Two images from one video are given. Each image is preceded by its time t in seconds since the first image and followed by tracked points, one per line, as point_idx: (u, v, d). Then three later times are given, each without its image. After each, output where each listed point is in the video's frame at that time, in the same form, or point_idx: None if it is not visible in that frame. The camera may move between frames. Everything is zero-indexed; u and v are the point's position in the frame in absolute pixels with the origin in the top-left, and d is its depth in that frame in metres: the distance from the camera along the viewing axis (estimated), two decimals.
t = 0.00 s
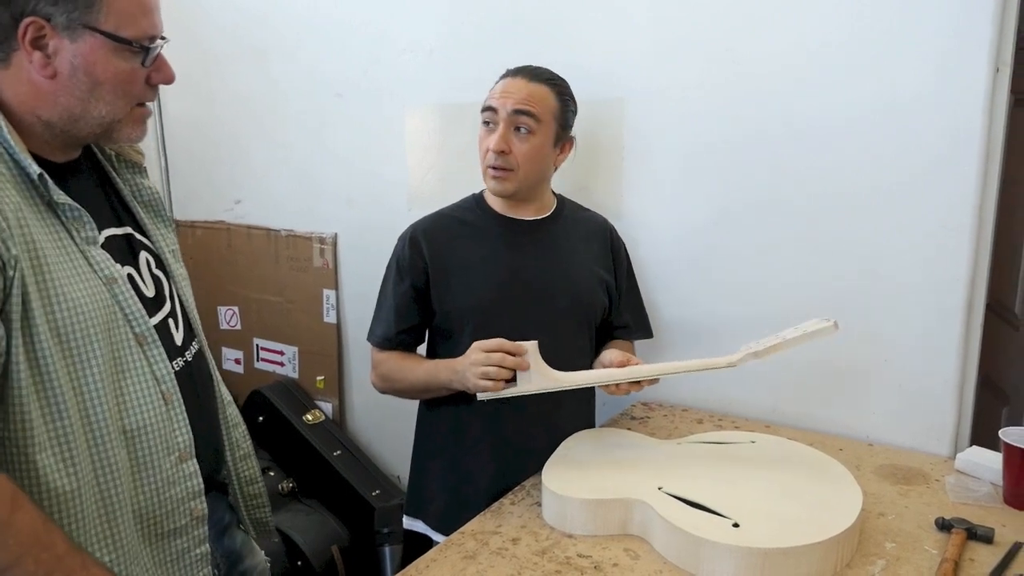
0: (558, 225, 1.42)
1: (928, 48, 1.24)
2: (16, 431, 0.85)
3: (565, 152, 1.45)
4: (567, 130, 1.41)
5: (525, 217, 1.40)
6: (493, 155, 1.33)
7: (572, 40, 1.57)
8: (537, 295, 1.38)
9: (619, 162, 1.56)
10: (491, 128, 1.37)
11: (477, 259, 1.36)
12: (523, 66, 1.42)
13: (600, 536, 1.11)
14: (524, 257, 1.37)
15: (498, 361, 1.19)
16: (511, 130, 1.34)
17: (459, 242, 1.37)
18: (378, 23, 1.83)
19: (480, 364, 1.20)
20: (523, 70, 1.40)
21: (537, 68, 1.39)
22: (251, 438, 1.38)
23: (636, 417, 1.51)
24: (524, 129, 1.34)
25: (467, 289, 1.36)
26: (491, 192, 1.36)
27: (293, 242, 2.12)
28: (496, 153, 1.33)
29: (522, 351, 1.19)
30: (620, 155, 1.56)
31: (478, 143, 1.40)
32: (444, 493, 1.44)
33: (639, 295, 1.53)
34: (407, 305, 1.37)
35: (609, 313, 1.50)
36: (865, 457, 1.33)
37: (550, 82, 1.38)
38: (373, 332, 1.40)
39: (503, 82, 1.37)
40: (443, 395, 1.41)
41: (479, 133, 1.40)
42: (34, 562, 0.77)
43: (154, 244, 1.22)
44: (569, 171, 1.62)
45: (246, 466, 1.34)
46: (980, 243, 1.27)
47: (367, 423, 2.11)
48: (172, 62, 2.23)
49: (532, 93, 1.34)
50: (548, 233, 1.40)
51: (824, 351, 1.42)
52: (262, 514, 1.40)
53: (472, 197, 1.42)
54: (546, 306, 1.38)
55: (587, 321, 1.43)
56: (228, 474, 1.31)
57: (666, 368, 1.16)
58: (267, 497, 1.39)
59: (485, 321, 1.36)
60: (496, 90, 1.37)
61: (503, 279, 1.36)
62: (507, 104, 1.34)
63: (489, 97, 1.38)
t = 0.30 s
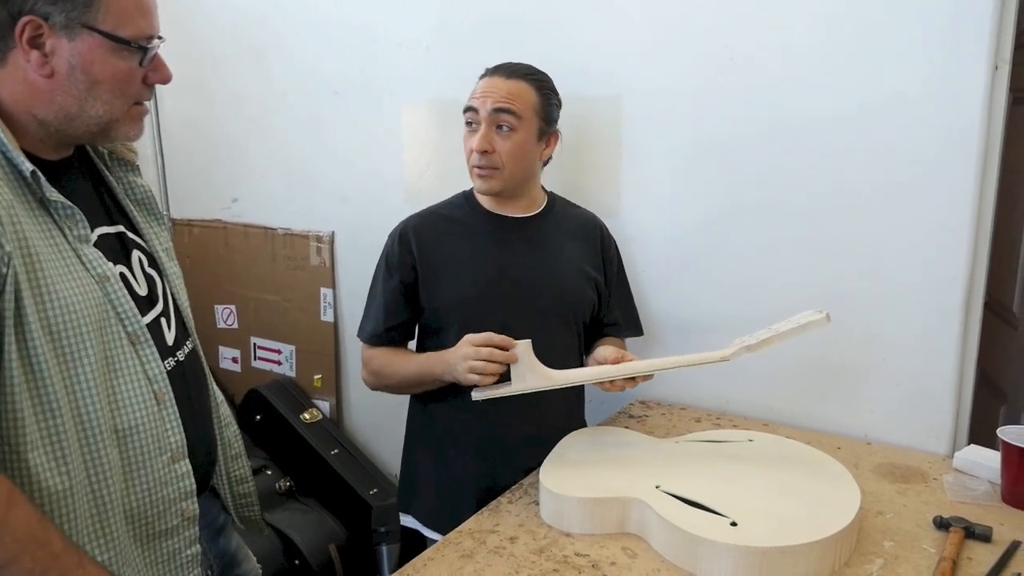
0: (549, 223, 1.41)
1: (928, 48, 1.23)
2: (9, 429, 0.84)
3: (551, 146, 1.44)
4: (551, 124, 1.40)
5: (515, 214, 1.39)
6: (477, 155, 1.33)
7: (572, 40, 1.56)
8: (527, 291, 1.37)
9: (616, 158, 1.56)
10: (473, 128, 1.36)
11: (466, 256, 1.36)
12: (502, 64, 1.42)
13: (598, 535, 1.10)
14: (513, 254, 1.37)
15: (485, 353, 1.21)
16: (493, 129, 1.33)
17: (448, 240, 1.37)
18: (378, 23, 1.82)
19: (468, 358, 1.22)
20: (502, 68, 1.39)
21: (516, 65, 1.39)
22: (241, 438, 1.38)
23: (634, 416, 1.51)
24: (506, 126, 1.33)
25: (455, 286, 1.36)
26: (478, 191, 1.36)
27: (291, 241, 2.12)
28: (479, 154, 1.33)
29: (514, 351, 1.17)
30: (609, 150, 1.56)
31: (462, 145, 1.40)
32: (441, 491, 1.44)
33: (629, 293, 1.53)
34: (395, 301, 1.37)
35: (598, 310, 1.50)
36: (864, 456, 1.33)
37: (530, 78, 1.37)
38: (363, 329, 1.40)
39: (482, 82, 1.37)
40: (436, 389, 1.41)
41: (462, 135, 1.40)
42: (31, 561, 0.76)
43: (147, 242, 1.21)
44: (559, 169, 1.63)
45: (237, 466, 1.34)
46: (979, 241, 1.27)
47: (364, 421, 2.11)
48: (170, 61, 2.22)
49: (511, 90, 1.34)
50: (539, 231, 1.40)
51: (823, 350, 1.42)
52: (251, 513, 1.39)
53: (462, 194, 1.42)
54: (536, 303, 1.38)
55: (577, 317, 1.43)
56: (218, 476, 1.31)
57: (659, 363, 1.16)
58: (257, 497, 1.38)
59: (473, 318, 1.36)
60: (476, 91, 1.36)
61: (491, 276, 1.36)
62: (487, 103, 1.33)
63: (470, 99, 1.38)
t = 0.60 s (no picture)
0: (544, 219, 1.41)
1: (929, 48, 1.23)
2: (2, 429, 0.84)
3: (546, 143, 1.43)
4: (546, 121, 1.39)
5: (509, 210, 1.39)
6: (469, 151, 1.33)
7: (572, 40, 1.55)
8: (521, 288, 1.36)
9: (615, 156, 1.55)
10: (467, 123, 1.36)
11: (459, 251, 1.36)
12: (498, 59, 1.41)
13: (597, 534, 1.10)
14: (506, 250, 1.36)
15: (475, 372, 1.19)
16: (485, 125, 1.33)
17: (440, 236, 1.36)
18: (377, 21, 1.81)
19: (459, 370, 1.21)
20: (497, 63, 1.39)
21: (512, 60, 1.38)
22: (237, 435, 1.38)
23: (633, 414, 1.50)
24: (498, 122, 1.33)
25: (446, 281, 1.35)
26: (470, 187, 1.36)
27: (289, 238, 2.11)
28: (472, 149, 1.32)
29: (501, 359, 1.19)
30: (608, 149, 1.56)
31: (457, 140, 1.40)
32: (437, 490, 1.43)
33: (625, 293, 1.51)
34: (385, 295, 1.37)
35: (592, 309, 1.48)
36: (863, 455, 1.32)
37: (525, 73, 1.36)
38: (355, 324, 1.40)
39: (476, 76, 1.36)
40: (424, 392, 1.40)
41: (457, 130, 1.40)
42: (26, 560, 0.76)
43: (141, 238, 1.21)
44: (556, 166, 1.63)
45: (232, 463, 1.34)
46: (979, 239, 1.26)
47: (363, 420, 2.10)
48: (169, 59, 2.21)
49: (504, 85, 1.33)
50: (536, 227, 1.39)
51: (822, 348, 1.42)
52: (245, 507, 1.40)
53: (455, 190, 1.42)
54: (529, 299, 1.37)
55: (571, 317, 1.42)
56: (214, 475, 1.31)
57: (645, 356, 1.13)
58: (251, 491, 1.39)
59: (465, 315, 1.36)
60: (470, 86, 1.36)
61: (484, 272, 1.35)
62: (480, 99, 1.33)
63: (465, 94, 1.37)
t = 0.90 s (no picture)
0: (537, 216, 1.40)
1: (930, 47, 1.22)
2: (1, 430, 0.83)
3: (540, 143, 1.42)
4: (540, 122, 1.39)
5: (501, 210, 1.38)
6: (461, 151, 1.32)
7: (572, 40, 1.55)
8: (513, 287, 1.36)
9: (614, 155, 1.55)
10: (459, 121, 1.35)
11: (453, 251, 1.35)
12: (494, 58, 1.40)
13: (598, 534, 1.09)
14: (498, 249, 1.36)
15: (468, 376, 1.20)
16: (478, 125, 1.32)
17: (432, 236, 1.36)
18: (377, 21, 1.81)
19: (453, 374, 1.21)
20: (492, 62, 1.38)
21: (506, 59, 1.38)
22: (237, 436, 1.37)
23: (633, 414, 1.50)
24: (491, 122, 1.32)
25: (438, 281, 1.35)
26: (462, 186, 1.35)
27: (288, 238, 2.10)
28: (463, 149, 1.32)
29: (491, 363, 1.18)
30: (605, 149, 1.56)
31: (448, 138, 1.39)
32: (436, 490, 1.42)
33: (621, 291, 1.51)
34: (376, 295, 1.36)
35: (588, 308, 1.48)
36: (865, 454, 1.32)
37: (519, 73, 1.36)
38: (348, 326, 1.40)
39: (470, 76, 1.36)
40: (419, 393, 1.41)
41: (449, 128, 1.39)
42: (23, 562, 0.75)
43: (144, 238, 1.20)
44: (553, 167, 1.63)
45: (232, 464, 1.33)
46: (981, 238, 1.26)
47: (362, 419, 2.10)
48: (168, 58, 2.20)
49: (497, 86, 1.33)
50: (532, 224, 1.38)
51: (824, 348, 1.41)
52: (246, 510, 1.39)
53: (448, 190, 1.41)
54: (521, 298, 1.36)
55: (567, 315, 1.41)
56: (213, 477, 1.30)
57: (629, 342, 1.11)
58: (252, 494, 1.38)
59: (458, 314, 1.35)
60: (464, 85, 1.35)
61: (476, 271, 1.35)
62: (473, 98, 1.32)
63: (457, 92, 1.36)
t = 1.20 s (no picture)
0: (534, 215, 1.39)
1: (932, 47, 1.22)
2: (8, 426, 0.83)
3: (532, 140, 1.42)
4: (529, 119, 1.38)
5: (498, 210, 1.38)
6: (454, 157, 1.32)
7: (572, 40, 1.54)
8: (511, 287, 1.35)
9: (615, 155, 1.54)
10: (449, 127, 1.35)
11: (449, 251, 1.35)
12: (477, 58, 1.39)
13: (600, 534, 1.09)
14: (495, 248, 1.35)
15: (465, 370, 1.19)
16: (468, 129, 1.32)
17: (429, 239, 1.36)
18: (377, 20, 1.80)
19: (450, 369, 1.20)
20: (476, 63, 1.37)
21: (490, 58, 1.37)
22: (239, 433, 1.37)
23: (635, 414, 1.49)
24: (481, 126, 1.32)
25: (436, 284, 1.35)
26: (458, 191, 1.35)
27: (289, 237, 2.10)
28: (456, 155, 1.31)
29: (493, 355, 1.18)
30: (605, 152, 1.55)
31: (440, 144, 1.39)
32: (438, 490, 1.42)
33: (620, 285, 1.50)
34: (375, 301, 1.37)
35: (588, 305, 1.47)
36: (868, 455, 1.32)
37: (505, 72, 1.35)
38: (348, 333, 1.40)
39: (454, 80, 1.35)
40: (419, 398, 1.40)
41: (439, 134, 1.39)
42: (28, 561, 0.75)
43: (151, 235, 1.20)
44: (552, 167, 1.63)
45: (233, 460, 1.33)
46: (985, 238, 1.25)
47: (364, 418, 2.10)
48: (167, 58, 2.20)
49: (483, 87, 1.32)
50: (532, 223, 1.38)
51: (827, 348, 1.41)
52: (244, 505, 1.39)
53: (444, 192, 1.41)
54: (519, 298, 1.36)
55: (566, 313, 1.41)
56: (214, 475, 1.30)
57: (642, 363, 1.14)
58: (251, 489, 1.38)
59: (456, 316, 1.35)
60: (449, 90, 1.35)
61: (474, 271, 1.34)
62: (461, 103, 1.32)
63: (444, 98, 1.36)
